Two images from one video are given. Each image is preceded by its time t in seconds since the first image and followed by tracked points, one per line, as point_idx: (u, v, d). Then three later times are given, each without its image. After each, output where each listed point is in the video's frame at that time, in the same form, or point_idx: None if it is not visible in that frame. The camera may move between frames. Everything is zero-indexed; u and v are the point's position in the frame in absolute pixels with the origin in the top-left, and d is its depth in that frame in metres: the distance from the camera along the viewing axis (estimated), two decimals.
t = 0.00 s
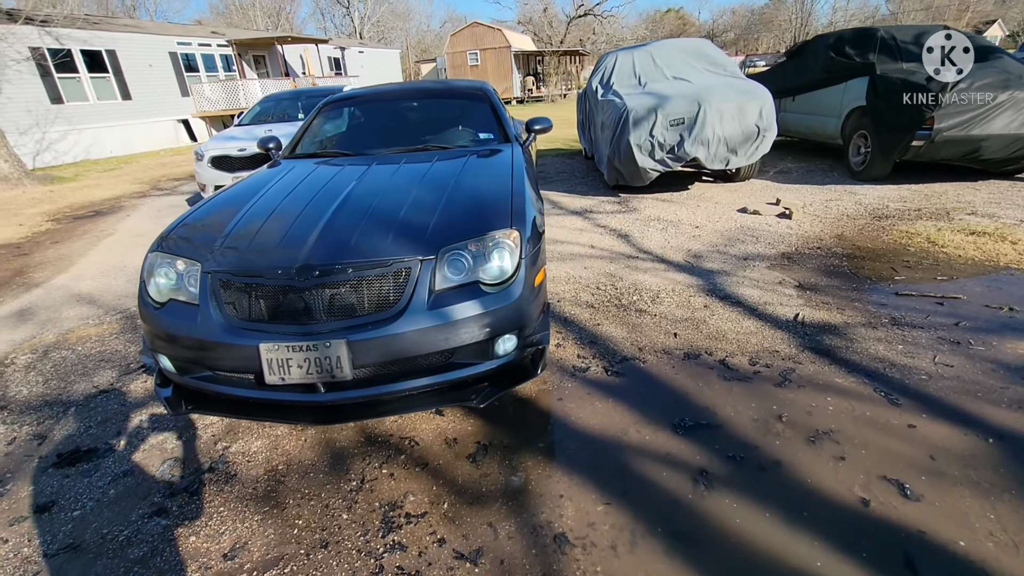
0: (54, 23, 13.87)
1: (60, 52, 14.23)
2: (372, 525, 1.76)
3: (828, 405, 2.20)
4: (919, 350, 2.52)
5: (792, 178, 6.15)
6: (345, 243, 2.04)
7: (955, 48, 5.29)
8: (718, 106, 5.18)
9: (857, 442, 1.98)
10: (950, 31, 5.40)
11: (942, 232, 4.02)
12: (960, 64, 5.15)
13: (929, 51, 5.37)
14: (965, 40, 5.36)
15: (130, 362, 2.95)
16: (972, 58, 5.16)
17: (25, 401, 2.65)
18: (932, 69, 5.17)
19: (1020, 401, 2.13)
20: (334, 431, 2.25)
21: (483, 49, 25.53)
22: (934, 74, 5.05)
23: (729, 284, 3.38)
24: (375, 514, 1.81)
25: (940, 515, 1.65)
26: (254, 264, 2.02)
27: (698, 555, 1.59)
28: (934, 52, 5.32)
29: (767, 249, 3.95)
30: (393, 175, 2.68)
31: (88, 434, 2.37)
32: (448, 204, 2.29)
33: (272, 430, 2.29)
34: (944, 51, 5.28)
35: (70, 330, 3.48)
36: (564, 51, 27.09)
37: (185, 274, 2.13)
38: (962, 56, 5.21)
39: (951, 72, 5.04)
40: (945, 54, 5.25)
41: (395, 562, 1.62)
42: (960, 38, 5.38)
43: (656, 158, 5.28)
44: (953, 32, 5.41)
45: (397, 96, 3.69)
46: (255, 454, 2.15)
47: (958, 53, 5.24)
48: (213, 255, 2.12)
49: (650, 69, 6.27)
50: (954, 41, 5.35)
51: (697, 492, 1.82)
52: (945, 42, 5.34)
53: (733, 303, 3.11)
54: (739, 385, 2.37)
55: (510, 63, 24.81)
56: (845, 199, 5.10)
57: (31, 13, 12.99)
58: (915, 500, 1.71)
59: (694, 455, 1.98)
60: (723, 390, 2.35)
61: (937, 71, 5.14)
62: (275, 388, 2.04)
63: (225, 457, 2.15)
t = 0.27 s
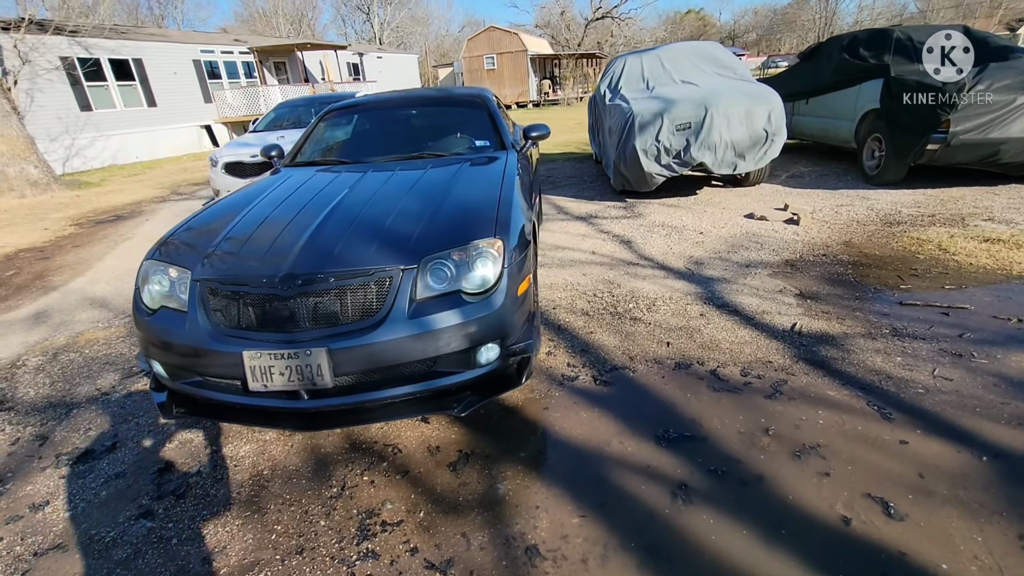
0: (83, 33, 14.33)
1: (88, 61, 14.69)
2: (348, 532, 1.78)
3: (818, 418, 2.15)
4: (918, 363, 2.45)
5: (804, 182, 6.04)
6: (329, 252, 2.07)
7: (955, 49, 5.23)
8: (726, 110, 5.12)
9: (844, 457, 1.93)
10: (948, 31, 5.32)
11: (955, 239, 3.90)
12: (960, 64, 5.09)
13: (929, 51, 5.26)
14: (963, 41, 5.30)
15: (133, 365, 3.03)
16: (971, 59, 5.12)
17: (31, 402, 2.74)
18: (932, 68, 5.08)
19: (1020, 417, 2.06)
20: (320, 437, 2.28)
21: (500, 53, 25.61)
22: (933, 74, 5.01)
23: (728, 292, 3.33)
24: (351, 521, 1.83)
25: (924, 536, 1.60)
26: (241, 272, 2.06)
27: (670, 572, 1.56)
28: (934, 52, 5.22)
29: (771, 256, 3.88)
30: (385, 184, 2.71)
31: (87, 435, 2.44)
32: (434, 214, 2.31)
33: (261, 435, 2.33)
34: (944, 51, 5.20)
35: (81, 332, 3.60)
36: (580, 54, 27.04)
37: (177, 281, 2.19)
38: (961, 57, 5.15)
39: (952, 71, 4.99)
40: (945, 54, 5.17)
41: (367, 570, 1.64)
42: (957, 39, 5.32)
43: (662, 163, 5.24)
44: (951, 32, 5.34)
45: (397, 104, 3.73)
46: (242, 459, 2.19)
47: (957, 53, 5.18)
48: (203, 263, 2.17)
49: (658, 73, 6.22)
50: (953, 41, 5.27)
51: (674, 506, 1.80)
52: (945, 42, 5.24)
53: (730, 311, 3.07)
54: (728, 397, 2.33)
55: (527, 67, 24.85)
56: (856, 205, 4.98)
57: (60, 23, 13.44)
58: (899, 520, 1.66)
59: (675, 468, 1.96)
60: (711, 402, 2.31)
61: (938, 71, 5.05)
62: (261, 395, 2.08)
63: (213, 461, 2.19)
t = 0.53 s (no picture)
0: (102, 36, 14.62)
1: (107, 63, 14.97)
2: (326, 536, 1.79)
3: (806, 429, 2.12)
4: (913, 373, 2.40)
5: (812, 185, 5.95)
6: (314, 257, 2.09)
7: (955, 48, 5.21)
8: (730, 113, 5.07)
9: (829, 470, 1.90)
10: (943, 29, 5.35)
11: (962, 245, 3.82)
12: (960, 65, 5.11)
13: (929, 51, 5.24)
14: (963, 40, 5.28)
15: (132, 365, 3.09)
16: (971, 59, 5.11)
17: (32, 400, 2.81)
18: (933, 69, 5.06)
19: (1015, 431, 2.00)
20: (306, 441, 2.30)
21: (512, 54, 25.62)
22: (933, 74, 5.01)
23: (725, 297, 3.29)
24: (330, 525, 1.84)
25: (905, 553, 1.56)
26: (227, 276, 2.09)
27: None
28: (934, 52, 5.19)
29: (771, 261, 3.83)
30: (376, 188, 2.72)
31: (82, 434, 2.49)
32: (421, 219, 2.32)
33: (249, 437, 2.35)
34: (944, 51, 5.19)
35: (86, 332, 3.67)
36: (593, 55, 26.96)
37: (166, 285, 2.22)
38: (962, 57, 5.14)
39: (951, 72, 4.97)
40: (945, 54, 5.16)
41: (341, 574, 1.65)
42: (959, 37, 5.28)
43: (666, 166, 5.20)
44: (951, 32, 5.32)
45: (395, 107, 3.75)
46: (229, 461, 2.22)
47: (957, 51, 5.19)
48: (192, 267, 2.20)
49: (663, 75, 6.18)
50: (953, 41, 5.25)
51: (652, 516, 1.78)
52: (945, 42, 5.22)
53: (725, 318, 3.03)
54: (716, 405, 2.30)
55: (539, 68, 24.83)
56: (863, 209, 4.90)
57: (80, 26, 13.71)
58: (881, 535, 1.63)
59: (657, 478, 1.94)
60: (699, 410, 2.29)
61: (938, 71, 5.04)
62: (246, 398, 2.10)
63: (201, 462, 2.22)
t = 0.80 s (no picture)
0: (111, 37, 14.75)
1: (116, 64, 15.10)
2: (295, 546, 1.76)
3: (793, 444, 2.06)
4: (906, 387, 2.33)
5: (814, 192, 5.87)
6: (292, 262, 2.06)
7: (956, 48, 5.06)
8: (730, 118, 5.01)
9: (813, 487, 1.84)
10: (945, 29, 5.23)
11: (963, 255, 3.74)
12: (960, 65, 5.00)
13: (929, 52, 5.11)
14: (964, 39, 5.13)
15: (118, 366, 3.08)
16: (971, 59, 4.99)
17: (17, 400, 2.80)
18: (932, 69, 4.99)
19: (1009, 450, 1.93)
20: (284, 447, 2.27)
21: (520, 57, 25.64)
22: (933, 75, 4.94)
23: (718, 306, 3.23)
24: (300, 535, 1.81)
25: None
26: (205, 280, 2.07)
27: None
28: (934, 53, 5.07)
29: (768, 269, 3.77)
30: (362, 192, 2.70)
31: (62, 436, 2.47)
32: (404, 224, 2.29)
33: (227, 442, 2.33)
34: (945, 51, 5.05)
35: (77, 332, 3.67)
36: (600, 59, 26.93)
37: (146, 287, 2.21)
38: (962, 57, 5.02)
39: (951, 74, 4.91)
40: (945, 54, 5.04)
41: None
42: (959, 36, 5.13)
43: (665, 171, 5.14)
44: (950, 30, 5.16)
45: (388, 110, 3.73)
46: (205, 466, 2.19)
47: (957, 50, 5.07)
48: (171, 270, 2.19)
49: (665, 79, 6.12)
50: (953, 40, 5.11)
51: (628, 532, 1.73)
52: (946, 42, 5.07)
53: (717, 327, 2.97)
54: (702, 417, 2.25)
55: (546, 71, 24.84)
56: (865, 217, 4.82)
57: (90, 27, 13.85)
58: (862, 558, 1.57)
59: (636, 492, 1.89)
60: (684, 422, 2.24)
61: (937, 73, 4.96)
62: (222, 402, 2.07)
63: (177, 466, 2.20)
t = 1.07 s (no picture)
0: (147, 32, 15.15)
1: (150, 59, 15.49)
2: (263, 554, 1.72)
3: (788, 476, 1.96)
4: (914, 421, 2.21)
5: (835, 210, 5.71)
6: (280, 263, 2.04)
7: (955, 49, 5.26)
8: (748, 132, 4.89)
9: (806, 524, 1.74)
10: (952, 39, 5.53)
11: (987, 282, 3.58)
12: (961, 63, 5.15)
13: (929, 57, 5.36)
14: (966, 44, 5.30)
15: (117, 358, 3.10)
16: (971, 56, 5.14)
17: (15, 386, 2.84)
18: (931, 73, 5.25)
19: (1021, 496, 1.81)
20: (266, 450, 2.24)
21: (545, 63, 25.67)
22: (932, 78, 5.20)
23: (723, 325, 3.13)
24: (270, 542, 1.77)
25: None
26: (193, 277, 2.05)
27: None
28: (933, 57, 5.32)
29: (778, 288, 3.66)
30: (361, 194, 2.68)
31: (53, 425, 2.49)
32: (397, 228, 2.25)
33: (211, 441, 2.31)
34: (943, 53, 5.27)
35: (83, 320, 3.72)
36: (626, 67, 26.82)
37: (137, 281, 2.21)
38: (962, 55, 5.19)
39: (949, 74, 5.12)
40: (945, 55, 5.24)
41: None
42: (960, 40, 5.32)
43: (679, 184, 5.05)
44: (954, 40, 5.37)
45: (397, 112, 3.71)
46: (186, 464, 2.17)
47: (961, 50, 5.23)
48: (163, 265, 2.18)
49: (684, 90, 6.03)
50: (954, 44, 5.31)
51: (605, 559, 1.66)
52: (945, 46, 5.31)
53: (720, 347, 2.88)
54: (695, 442, 2.16)
55: (570, 78, 24.82)
56: (886, 238, 4.65)
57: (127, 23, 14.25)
58: None
59: (617, 517, 1.81)
60: (675, 446, 2.15)
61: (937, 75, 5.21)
62: (204, 401, 2.06)
63: (159, 463, 2.18)
